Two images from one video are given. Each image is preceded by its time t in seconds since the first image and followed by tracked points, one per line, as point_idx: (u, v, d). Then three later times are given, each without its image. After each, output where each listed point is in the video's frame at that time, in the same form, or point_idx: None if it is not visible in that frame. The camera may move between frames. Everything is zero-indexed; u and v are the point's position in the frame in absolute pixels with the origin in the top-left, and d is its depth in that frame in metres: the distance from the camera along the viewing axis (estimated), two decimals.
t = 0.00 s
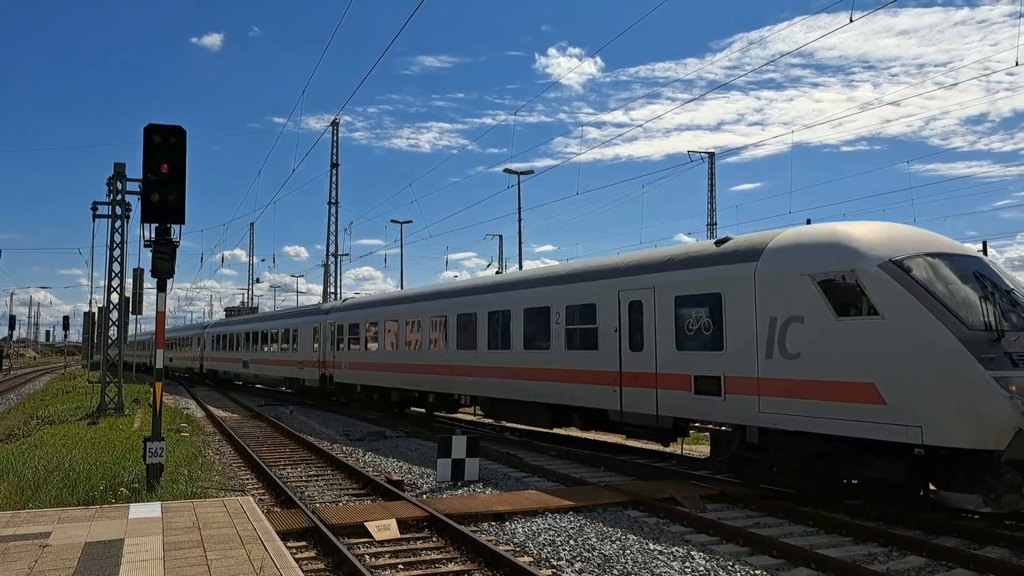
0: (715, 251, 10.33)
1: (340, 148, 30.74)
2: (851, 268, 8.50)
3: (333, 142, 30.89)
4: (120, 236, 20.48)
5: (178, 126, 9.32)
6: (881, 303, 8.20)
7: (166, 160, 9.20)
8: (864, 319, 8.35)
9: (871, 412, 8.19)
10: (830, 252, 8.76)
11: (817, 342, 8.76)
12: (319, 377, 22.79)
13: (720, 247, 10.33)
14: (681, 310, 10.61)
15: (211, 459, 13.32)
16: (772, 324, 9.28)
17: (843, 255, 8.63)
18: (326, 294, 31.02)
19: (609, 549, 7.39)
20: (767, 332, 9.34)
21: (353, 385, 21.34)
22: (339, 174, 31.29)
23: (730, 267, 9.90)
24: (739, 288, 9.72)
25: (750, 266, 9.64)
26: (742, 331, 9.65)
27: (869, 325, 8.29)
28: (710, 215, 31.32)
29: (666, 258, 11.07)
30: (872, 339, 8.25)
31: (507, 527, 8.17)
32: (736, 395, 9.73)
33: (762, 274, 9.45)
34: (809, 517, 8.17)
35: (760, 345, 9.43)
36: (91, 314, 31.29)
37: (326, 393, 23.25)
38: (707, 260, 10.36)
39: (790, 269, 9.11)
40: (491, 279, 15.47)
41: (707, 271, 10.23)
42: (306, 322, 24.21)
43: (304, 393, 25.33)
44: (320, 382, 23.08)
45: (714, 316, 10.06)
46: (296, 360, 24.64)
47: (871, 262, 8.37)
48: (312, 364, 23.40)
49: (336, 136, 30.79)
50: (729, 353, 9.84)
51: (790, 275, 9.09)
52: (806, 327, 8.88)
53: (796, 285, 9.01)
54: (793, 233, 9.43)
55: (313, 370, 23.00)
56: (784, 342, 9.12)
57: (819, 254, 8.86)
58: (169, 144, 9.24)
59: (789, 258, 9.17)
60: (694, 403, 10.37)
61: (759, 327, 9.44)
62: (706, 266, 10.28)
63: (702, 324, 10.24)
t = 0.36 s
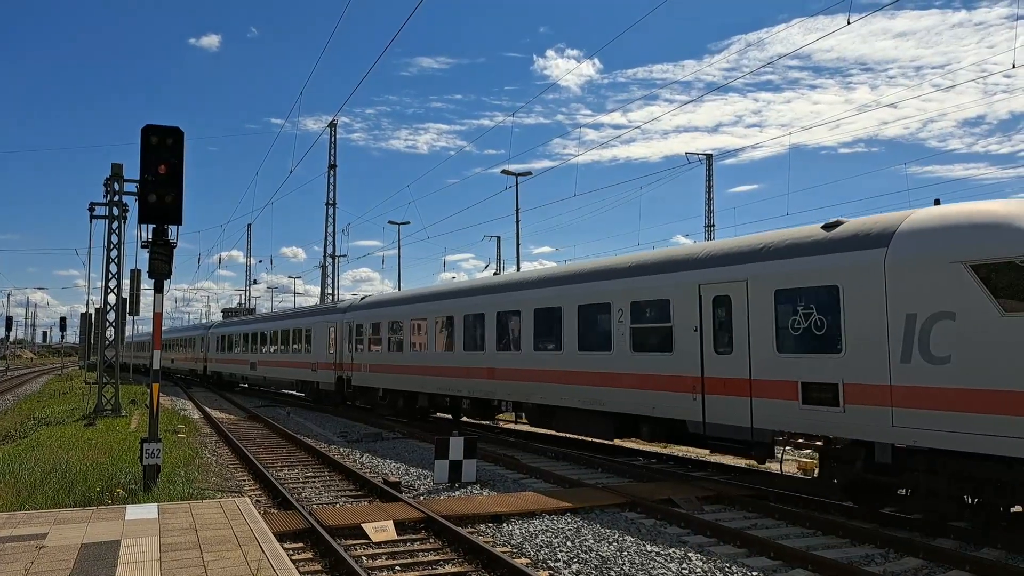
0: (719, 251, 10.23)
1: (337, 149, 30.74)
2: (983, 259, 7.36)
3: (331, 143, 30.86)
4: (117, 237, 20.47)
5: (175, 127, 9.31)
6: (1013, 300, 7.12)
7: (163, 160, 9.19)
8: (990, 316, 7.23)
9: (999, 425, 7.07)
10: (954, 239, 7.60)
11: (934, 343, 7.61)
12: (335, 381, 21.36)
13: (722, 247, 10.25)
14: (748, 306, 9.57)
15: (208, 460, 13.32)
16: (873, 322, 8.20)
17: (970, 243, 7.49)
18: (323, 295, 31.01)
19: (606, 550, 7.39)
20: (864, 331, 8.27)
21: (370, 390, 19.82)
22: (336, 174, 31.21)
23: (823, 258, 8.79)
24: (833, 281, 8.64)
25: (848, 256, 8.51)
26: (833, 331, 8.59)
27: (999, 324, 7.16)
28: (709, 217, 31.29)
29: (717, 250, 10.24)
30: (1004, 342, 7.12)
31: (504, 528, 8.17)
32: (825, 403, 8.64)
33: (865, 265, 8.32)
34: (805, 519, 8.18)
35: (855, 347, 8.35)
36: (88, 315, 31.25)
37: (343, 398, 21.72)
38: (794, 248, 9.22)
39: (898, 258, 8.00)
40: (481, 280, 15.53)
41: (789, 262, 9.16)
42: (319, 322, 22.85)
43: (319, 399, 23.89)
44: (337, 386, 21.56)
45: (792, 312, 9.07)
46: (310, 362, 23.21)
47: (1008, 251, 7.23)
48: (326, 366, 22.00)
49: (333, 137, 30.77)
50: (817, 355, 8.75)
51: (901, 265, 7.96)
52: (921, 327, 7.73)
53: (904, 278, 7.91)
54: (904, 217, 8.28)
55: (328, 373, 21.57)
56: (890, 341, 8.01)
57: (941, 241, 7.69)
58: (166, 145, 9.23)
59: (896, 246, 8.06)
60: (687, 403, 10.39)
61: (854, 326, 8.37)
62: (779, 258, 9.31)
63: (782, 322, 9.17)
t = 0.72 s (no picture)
0: (727, 249, 9.99)
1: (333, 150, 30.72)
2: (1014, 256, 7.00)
3: (326, 143, 30.83)
4: (111, 237, 20.42)
5: (170, 127, 9.28)
6: None
7: (157, 161, 9.17)
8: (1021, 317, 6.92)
9: None
10: (988, 237, 7.25)
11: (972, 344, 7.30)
12: (352, 384, 20.17)
13: (730, 246, 10.01)
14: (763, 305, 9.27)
15: (202, 461, 13.29)
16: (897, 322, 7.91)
17: (1000, 239, 7.14)
18: (318, 295, 30.98)
19: (600, 551, 7.40)
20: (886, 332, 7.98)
21: (392, 393, 18.60)
22: (330, 174, 31.15)
23: (843, 256, 8.45)
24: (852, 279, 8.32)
25: (870, 254, 8.19)
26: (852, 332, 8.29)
27: None
28: (703, 218, 31.38)
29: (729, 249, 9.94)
30: None
31: (499, 529, 8.17)
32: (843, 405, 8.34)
33: (890, 263, 7.99)
34: (799, 519, 8.20)
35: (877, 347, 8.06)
36: (81, 315, 31.17)
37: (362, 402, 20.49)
38: (812, 245, 8.87)
39: (925, 257, 7.69)
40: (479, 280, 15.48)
41: (805, 260, 8.84)
42: (332, 320, 21.65)
43: (333, 403, 22.66)
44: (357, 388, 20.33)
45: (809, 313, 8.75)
46: (324, 364, 21.98)
47: None
48: (341, 368, 20.82)
49: (328, 137, 30.75)
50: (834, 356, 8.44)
51: (927, 265, 7.66)
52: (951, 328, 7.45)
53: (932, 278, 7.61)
54: (929, 212, 7.94)
55: (344, 375, 20.38)
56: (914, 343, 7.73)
57: (974, 239, 7.36)
58: (161, 145, 9.20)
59: (923, 245, 7.74)
60: (690, 405, 10.20)
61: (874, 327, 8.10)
62: (795, 256, 9.00)
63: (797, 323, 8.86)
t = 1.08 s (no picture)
0: (728, 250, 9.97)
1: (331, 150, 30.68)
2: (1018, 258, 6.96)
3: (323, 143, 30.81)
4: (108, 236, 20.39)
5: (167, 126, 9.27)
6: None
7: (154, 160, 9.15)
8: None
9: None
10: (990, 239, 7.22)
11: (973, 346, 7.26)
12: (374, 387, 18.81)
13: (731, 246, 9.99)
14: (765, 307, 9.25)
15: (199, 461, 13.26)
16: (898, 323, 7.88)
17: (1003, 241, 7.10)
18: (315, 296, 30.95)
19: (596, 551, 7.40)
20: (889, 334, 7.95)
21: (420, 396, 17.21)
22: (328, 174, 31.10)
23: (845, 257, 8.43)
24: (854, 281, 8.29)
25: (872, 255, 8.17)
26: (854, 333, 8.27)
27: None
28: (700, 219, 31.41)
29: (731, 250, 9.90)
30: None
31: (495, 529, 8.17)
32: (842, 406, 8.32)
33: (892, 263, 7.95)
34: (795, 520, 8.21)
35: (878, 349, 8.04)
36: (79, 314, 31.09)
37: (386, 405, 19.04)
38: (813, 246, 8.85)
39: (926, 259, 7.66)
40: (477, 281, 15.45)
41: (808, 261, 8.81)
42: (352, 318, 20.23)
43: (353, 405, 21.24)
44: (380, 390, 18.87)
45: (811, 314, 8.73)
46: (343, 364, 20.52)
47: None
48: (361, 370, 19.44)
49: (325, 137, 30.74)
50: (835, 357, 8.43)
51: (929, 267, 7.63)
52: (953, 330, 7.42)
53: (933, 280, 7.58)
54: (932, 213, 7.90)
55: (365, 377, 18.99)
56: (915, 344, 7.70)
57: (977, 241, 7.31)
58: (158, 144, 9.19)
59: (925, 246, 7.71)
60: (689, 406, 10.17)
61: (876, 329, 8.08)
62: (797, 257, 8.96)
63: (798, 324, 8.84)
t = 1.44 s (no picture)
0: (727, 250, 9.96)
1: (328, 150, 30.65)
2: (1019, 258, 6.95)
3: (320, 143, 30.81)
4: (104, 235, 20.34)
5: (164, 125, 9.27)
6: None
7: (151, 158, 9.15)
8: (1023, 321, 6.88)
9: None
10: (991, 239, 7.20)
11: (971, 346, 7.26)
12: (399, 390, 17.48)
13: (730, 245, 9.97)
14: (764, 306, 9.24)
15: (194, 460, 13.23)
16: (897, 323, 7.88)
17: (1004, 241, 7.09)
18: (312, 295, 30.92)
19: (593, 551, 7.41)
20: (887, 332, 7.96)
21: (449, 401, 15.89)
22: (325, 174, 31.02)
23: (845, 257, 8.42)
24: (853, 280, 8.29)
25: (872, 255, 8.16)
26: (852, 333, 8.27)
27: None
28: (698, 220, 31.40)
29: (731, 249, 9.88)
30: None
31: (492, 529, 8.17)
32: (839, 405, 8.32)
33: (893, 262, 7.94)
34: (791, 520, 8.23)
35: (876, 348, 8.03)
36: (76, 313, 30.97)
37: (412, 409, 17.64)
38: (814, 245, 8.83)
39: (926, 259, 7.65)
40: (476, 281, 15.39)
41: (808, 261, 8.80)
42: (372, 315, 18.94)
43: (374, 410, 19.79)
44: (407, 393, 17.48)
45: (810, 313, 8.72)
46: (364, 365, 19.15)
47: None
48: (383, 371, 18.12)
49: (323, 136, 30.74)
50: (834, 356, 8.42)
51: (929, 266, 7.62)
52: (951, 330, 7.43)
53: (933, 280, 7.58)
54: (934, 212, 7.88)
55: (388, 379, 17.66)
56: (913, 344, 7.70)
57: (972, 242, 7.33)
58: (155, 143, 9.19)
59: (925, 246, 7.70)
60: (686, 405, 10.16)
61: (874, 328, 8.07)
62: (797, 257, 8.95)
63: (797, 323, 8.83)
